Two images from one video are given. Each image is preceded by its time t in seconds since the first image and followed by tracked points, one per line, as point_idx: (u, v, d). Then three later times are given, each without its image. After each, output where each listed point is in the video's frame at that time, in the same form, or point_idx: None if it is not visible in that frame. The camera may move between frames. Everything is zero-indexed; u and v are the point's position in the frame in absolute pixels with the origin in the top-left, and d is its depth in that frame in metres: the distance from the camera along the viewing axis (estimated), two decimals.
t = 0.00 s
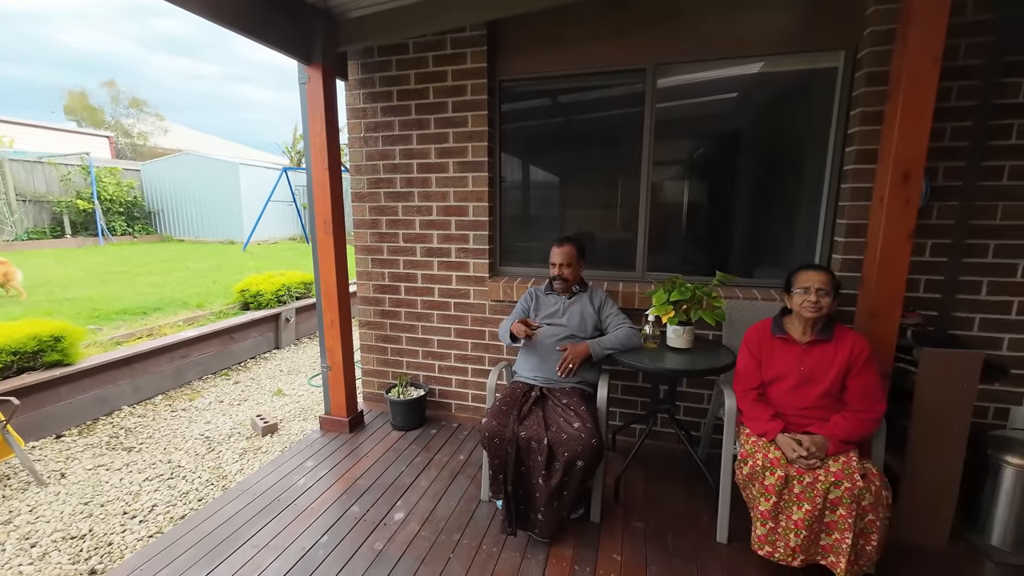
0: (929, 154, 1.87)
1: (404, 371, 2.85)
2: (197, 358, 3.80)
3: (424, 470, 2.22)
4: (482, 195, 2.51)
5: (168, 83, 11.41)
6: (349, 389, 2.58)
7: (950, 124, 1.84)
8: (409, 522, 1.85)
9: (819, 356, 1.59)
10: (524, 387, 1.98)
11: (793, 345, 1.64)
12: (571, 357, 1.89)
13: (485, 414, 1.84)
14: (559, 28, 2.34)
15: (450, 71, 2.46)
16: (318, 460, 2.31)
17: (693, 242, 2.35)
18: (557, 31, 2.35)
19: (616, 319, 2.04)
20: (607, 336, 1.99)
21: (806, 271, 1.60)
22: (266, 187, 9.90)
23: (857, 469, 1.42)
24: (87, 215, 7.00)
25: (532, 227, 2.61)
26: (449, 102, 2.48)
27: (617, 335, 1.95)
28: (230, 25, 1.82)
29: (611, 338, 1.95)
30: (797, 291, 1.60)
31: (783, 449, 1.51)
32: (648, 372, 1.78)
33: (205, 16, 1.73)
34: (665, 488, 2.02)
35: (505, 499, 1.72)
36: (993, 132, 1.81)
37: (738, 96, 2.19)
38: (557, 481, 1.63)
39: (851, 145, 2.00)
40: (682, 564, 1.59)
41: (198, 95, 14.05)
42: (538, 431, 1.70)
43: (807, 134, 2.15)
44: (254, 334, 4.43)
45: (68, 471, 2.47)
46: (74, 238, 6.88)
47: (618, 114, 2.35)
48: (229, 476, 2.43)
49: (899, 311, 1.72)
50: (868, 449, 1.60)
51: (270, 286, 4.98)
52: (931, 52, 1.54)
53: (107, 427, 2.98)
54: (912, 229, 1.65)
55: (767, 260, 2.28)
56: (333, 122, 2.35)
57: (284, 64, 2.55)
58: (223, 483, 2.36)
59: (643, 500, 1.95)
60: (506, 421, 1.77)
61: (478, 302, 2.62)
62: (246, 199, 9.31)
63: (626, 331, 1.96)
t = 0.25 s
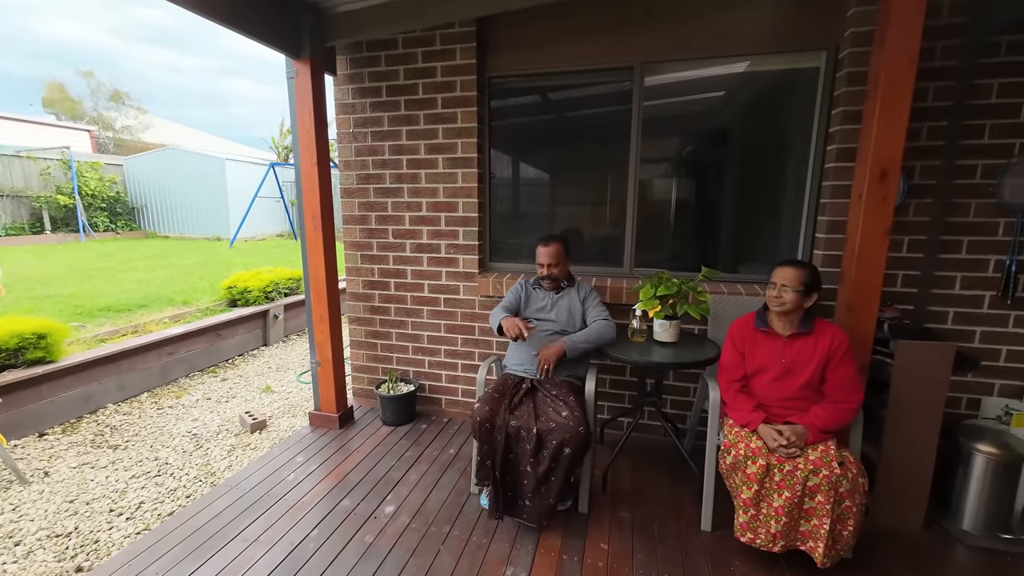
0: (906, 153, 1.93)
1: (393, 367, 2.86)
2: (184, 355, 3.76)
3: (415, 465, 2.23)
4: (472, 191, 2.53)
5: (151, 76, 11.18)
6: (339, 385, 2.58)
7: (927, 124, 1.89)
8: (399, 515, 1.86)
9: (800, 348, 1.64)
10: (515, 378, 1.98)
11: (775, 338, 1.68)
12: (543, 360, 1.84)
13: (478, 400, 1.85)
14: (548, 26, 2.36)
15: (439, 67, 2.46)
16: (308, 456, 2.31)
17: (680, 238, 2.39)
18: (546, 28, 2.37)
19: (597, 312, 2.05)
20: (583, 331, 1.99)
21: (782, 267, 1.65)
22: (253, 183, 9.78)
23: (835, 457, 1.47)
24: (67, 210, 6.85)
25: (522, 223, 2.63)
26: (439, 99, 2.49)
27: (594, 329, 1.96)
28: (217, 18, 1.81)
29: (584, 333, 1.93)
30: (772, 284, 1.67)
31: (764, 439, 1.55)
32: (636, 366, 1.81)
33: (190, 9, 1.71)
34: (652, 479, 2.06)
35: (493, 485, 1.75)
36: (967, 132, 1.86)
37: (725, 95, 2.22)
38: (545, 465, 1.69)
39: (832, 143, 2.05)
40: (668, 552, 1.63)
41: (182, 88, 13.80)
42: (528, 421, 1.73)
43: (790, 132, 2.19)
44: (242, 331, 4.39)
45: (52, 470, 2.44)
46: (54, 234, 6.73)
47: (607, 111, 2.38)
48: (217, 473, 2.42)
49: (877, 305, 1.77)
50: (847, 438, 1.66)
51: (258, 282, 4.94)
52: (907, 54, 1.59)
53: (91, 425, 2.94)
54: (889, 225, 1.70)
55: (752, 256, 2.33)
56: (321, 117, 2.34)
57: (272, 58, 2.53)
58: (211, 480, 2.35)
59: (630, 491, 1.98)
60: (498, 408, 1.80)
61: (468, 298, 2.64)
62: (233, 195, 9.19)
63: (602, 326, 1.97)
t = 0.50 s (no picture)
0: (888, 148, 1.97)
1: (384, 362, 2.85)
2: (171, 352, 3.73)
3: (406, 458, 2.24)
4: (462, 186, 2.53)
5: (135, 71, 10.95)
6: (329, 380, 2.57)
7: (908, 120, 1.93)
8: (390, 508, 1.87)
9: (785, 339, 1.67)
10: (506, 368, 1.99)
11: (761, 330, 1.71)
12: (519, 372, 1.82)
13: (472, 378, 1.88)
14: (537, 21, 2.37)
15: (429, 61, 2.46)
16: (299, 451, 2.31)
17: (668, 232, 2.42)
18: (535, 23, 2.37)
19: (575, 312, 2.01)
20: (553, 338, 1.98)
21: (764, 261, 1.68)
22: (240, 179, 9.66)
23: (818, 444, 1.50)
24: (49, 207, 6.71)
25: (512, 218, 2.64)
26: (428, 93, 2.49)
27: (563, 335, 1.94)
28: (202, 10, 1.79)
29: (554, 341, 1.92)
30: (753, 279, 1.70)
31: (750, 428, 1.58)
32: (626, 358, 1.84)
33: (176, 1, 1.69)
34: (641, 470, 2.09)
35: (477, 466, 1.76)
36: (946, 128, 1.91)
37: (714, 91, 2.25)
38: (527, 441, 1.72)
39: (817, 139, 2.09)
40: (656, 540, 1.66)
41: (167, 83, 13.56)
42: (517, 404, 1.75)
43: (776, 127, 2.23)
44: (231, 328, 4.35)
45: (37, 468, 2.41)
46: (36, 231, 6.59)
47: (596, 106, 2.39)
48: (207, 469, 2.40)
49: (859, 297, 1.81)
50: (829, 427, 1.70)
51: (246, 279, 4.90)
52: (888, 51, 1.62)
53: (77, 424, 2.90)
54: (871, 219, 1.74)
55: (739, 249, 2.36)
56: (310, 110, 2.32)
57: (259, 52, 2.51)
58: (200, 476, 2.34)
59: (619, 482, 2.01)
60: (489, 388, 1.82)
61: (459, 293, 2.64)
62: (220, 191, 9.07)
63: (572, 329, 1.95)
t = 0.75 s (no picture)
0: (872, 145, 2.00)
1: (375, 359, 2.86)
2: (161, 351, 3.70)
3: (397, 454, 2.25)
4: (453, 183, 2.53)
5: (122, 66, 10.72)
6: (321, 377, 2.57)
7: (891, 117, 1.97)
8: (382, 503, 1.88)
9: (770, 333, 1.70)
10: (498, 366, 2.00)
11: (747, 324, 1.74)
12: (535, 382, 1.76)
13: (463, 373, 1.89)
14: (527, 18, 2.37)
15: (419, 58, 2.45)
16: (290, 448, 2.31)
17: (657, 228, 2.44)
18: (525, 19, 2.38)
19: (566, 310, 2.01)
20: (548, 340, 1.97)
21: (748, 257, 1.70)
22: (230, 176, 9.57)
23: (801, 436, 1.54)
24: (35, 204, 6.60)
25: (503, 215, 2.65)
26: (419, 90, 2.48)
27: (556, 336, 1.92)
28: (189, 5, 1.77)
29: (549, 344, 1.90)
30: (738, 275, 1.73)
31: (735, 420, 1.61)
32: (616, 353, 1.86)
33: None
34: (630, 463, 2.12)
35: (463, 463, 1.78)
36: (928, 125, 1.95)
37: (703, 89, 2.27)
38: (514, 436, 1.72)
39: (802, 136, 2.12)
40: (644, 532, 1.69)
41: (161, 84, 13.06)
42: (505, 399, 1.76)
43: (763, 125, 2.26)
44: (221, 326, 4.33)
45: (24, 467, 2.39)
46: (21, 229, 6.48)
47: (585, 104, 2.41)
48: (198, 467, 2.40)
49: (842, 291, 1.85)
50: (813, 419, 1.73)
51: (237, 276, 4.87)
52: (871, 49, 1.65)
53: (65, 423, 2.88)
54: (854, 215, 1.77)
55: (726, 245, 2.39)
56: (299, 106, 2.31)
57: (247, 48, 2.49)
58: (191, 474, 2.33)
59: (609, 475, 2.04)
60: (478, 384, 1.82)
61: (450, 289, 2.65)
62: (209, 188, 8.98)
63: (565, 329, 1.94)
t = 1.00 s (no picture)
0: (857, 143, 2.03)
1: (366, 357, 2.85)
2: (150, 349, 3.68)
3: (388, 451, 2.26)
4: (443, 180, 2.53)
5: (112, 62, 10.56)
6: (311, 375, 2.57)
7: (875, 116, 1.99)
8: (371, 500, 1.89)
9: (755, 329, 1.72)
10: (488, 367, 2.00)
11: (733, 321, 1.76)
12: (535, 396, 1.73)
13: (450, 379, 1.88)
14: (517, 15, 2.37)
15: (408, 54, 2.45)
16: (280, 446, 2.31)
17: (646, 226, 2.46)
18: (514, 16, 2.38)
19: (553, 310, 1.99)
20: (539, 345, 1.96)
21: (735, 254, 1.71)
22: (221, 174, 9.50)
23: (785, 431, 1.56)
24: (22, 201, 6.50)
25: (493, 212, 2.65)
26: (408, 87, 2.48)
27: (547, 341, 1.92)
28: None
29: (540, 350, 1.89)
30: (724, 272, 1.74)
31: (720, 416, 1.63)
32: (605, 349, 1.87)
33: None
34: (619, 459, 2.13)
35: (461, 467, 1.80)
36: (912, 123, 1.97)
37: (694, 87, 2.28)
38: (509, 441, 1.74)
39: (789, 134, 2.13)
40: (632, 526, 1.70)
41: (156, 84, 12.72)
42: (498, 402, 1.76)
43: (751, 123, 2.27)
44: (212, 324, 4.31)
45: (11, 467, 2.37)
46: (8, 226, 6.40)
47: (574, 101, 2.42)
48: (187, 466, 2.39)
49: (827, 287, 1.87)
50: (797, 413, 1.76)
51: (228, 274, 4.86)
52: (854, 47, 1.66)
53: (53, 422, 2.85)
54: (838, 212, 1.79)
55: (715, 243, 2.41)
56: (288, 102, 2.29)
57: (235, 44, 2.47)
58: (180, 473, 2.33)
59: (598, 470, 2.05)
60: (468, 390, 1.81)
61: (440, 287, 2.65)
62: (200, 186, 8.91)
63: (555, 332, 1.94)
